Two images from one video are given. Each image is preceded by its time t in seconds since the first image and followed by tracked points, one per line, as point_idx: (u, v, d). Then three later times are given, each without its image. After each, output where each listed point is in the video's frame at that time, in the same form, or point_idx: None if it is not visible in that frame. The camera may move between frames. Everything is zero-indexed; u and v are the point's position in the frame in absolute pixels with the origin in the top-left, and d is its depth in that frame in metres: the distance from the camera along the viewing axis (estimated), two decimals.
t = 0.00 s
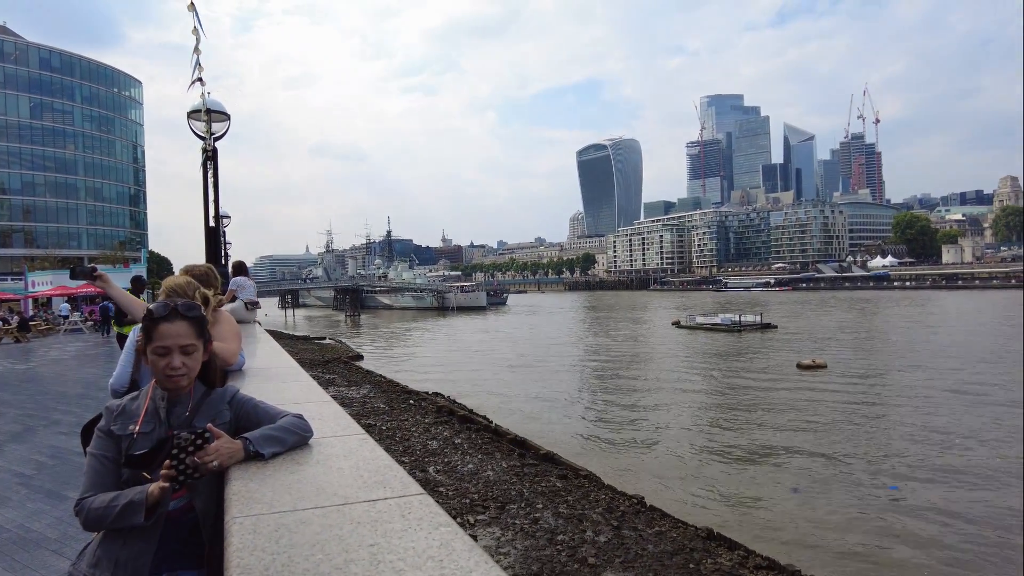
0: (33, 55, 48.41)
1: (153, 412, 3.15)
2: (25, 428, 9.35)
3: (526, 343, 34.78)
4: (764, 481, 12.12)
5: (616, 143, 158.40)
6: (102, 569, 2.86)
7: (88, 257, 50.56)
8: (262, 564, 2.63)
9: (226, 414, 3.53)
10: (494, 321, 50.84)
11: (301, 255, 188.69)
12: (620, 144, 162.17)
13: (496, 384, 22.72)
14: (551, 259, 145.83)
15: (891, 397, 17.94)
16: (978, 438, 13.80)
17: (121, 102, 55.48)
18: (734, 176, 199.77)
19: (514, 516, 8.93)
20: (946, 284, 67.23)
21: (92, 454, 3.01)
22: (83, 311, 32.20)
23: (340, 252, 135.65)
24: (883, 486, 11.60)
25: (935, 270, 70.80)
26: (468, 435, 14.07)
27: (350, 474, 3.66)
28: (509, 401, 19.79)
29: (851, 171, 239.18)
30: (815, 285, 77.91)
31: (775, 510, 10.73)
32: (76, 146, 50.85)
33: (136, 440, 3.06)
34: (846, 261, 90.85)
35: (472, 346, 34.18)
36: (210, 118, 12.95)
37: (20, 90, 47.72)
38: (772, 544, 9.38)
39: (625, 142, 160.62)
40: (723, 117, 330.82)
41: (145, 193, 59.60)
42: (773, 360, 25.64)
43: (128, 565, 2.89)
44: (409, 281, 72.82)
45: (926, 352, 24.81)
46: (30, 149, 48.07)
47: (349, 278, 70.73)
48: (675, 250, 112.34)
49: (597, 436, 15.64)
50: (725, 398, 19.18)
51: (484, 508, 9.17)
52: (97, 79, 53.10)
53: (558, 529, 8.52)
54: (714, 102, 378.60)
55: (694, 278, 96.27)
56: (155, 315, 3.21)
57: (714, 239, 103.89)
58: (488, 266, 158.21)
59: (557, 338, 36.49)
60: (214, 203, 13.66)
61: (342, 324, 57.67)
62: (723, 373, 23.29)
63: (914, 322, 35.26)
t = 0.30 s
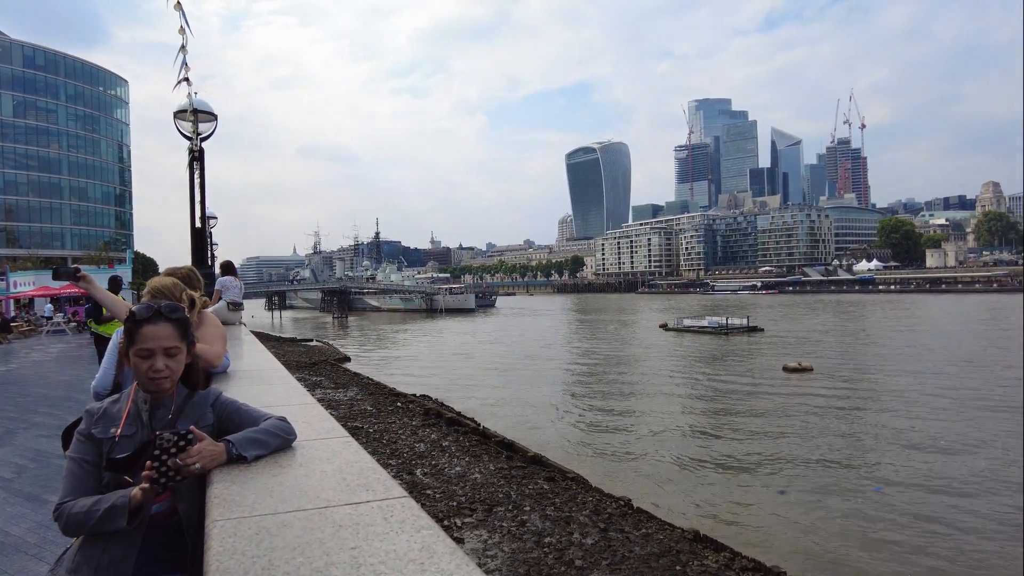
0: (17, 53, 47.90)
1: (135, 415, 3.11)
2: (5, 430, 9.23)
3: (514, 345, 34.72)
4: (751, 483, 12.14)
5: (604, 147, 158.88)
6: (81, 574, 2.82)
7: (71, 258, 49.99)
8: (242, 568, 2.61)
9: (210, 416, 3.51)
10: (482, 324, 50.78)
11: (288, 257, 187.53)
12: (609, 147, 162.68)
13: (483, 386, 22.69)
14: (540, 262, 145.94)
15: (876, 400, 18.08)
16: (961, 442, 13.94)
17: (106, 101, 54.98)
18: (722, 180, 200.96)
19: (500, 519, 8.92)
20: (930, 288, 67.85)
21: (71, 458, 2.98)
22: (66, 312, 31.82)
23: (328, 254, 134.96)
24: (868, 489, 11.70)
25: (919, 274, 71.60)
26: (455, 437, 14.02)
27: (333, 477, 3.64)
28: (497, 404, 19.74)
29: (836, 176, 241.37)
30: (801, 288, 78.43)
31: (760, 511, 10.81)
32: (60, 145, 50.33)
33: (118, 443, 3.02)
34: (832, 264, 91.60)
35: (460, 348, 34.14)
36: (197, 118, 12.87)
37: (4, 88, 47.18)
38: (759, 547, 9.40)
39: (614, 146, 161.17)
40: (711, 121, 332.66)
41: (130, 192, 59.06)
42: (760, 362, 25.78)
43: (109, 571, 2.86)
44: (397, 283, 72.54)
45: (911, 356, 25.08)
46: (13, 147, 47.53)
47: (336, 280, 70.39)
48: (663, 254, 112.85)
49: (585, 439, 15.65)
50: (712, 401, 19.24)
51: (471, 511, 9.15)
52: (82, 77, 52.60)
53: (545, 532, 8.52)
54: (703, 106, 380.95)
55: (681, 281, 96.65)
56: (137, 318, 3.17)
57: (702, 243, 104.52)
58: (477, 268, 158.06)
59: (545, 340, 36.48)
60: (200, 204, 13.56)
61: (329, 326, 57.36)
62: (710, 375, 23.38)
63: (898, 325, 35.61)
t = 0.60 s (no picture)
0: None
1: (110, 418, 3.07)
2: None
3: (497, 347, 34.71)
4: (732, 484, 12.27)
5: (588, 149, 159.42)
6: None
7: (47, 257, 49.09)
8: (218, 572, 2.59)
9: (187, 419, 3.46)
10: (465, 326, 50.69)
11: (269, 258, 185.75)
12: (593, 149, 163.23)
13: (466, 388, 22.66)
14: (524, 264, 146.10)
15: (856, 402, 18.31)
16: (937, 444, 14.17)
17: (84, 98, 54.13)
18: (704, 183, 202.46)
19: (483, 521, 8.91)
20: (907, 291, 68.85)
21: (43, 461, 2.92)
22: (42, 313, 31.23)
23: (311, 255, 133.96)
24: (848, 489, 11.86)
25: (897, 278, 72.64)
26: (438, 439, 13.98)
27: (312, 480, 3.62)
28: (481, 406, 19.71)
29: (817, 180, 244.28)
30: (782, 291, 79.25)
31: (742, 511, 10.92)
32: (36, 142, 49.43)
33: (92, 447, 2.99)
34: (812, 267, 92.62)
35: (443, 350, 34.05)
36: (177, 116, 12.73)
37: None
38: (740, 547, 9.49)
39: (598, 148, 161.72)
40: (693, 125, 335.53)
41: (109, 192, 58.13)
42: (742, 364, 25.98)
43: None
44: (380, 285, 72.18)
45: (889, 358, 25.45)
46: None
47: (319, 281, 69.84)
48: (646, 256, 113.46)
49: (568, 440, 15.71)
50: (694, 403, 19.35)
51: (453, 513, 9.13)
52: (59, 74, 51.76)
53: (527, 534, 8.52)
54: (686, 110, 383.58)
55: (664, 283, 97.22)
56: (114, 319, 3.12)
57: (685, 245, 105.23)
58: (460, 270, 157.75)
59: (528, 342, 36.52)
60: (180, 203, 13.41)
61: (311, 327, 56.88)
62: (691, 377, 23.58)
63: (876, 328, 36.14)
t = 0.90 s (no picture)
0: None
1: (82, 421, 3.02)
2: None
3: (478, 349, 34.67)
4: (712, 485, 12.40)
5: (570, 152, 160.21)
6: None
7: (18, 258, 48.03)
8: None
9: (162, 422, 3.41)
10: (446, 327, 50.51)
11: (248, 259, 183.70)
12: (575, 152, 163.87)
13: (447, 390, 22.60)
14: (506, 266, 146.11)
15: (833, 404, 18.57)
16: (912, 446, 14.42)
17: (59, 95, 53.21)
18: (684, 186, 204.15)
19: (464, 523, 8.91)
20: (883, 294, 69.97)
21: (11, 465, 2.87)
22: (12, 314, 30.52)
23: (291, 257, 132.71)
24: (826, 490, 12.00)
25: (873, 280, 73.78)
26: (419, 442, 13.92)
27: (288, 483, 3.59)
28: (461, 408, 19.66)
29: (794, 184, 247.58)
30: (761, 294, 80.11)
31: (720, 512, 11.02)
32: (8, 139, 48.42)
33: (63, 450, 2.94)
34: (790, 270, 93.80)
35: (424, 352, 33.91)
36: (154, 115, 12.55)
37: None
38: (719, 548, 9.57)
39: (580, 151, 162.49)
40: (674, 129, 338.33)
41: (84, 191, 57.12)
42: (721, 366, 26.23)
43: None
44: (361, 286, 71.72)
45: (865, 360, 25.88)
46: None
47: (299, 282, 69.26)
48: (627, 258, 114.07)
49: (550, 441, 15.74)
50: (674, 404, 19.46)
51: (434, 515, 9.10)
52: (31, 71, 50.80)
53: (509, 535, 8.53)
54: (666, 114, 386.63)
55: (645, 286, 97.76)
56: (89, 320, 3.06)
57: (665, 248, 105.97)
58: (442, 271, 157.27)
59: (509, 344, 36.53)
60: (157, 202, 13.22)
61: (291, 328, 56.39)
62: (671, 378, 23.76)
63: (851, 330, 36.70)
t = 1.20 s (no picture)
0: None
1: (50, 425, 2.96)
2: None
3: (458, 351, 34.62)
4: (691, 485, 12.51)
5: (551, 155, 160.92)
6: None
7: None
8: None
9: (134, 425, 3.36)
10: (426, 329, 50.28)
11: (225, 260, 181.35)
12: (555, 155, 164.61)
13: (427, 392, 22.48)
14: (486, 267, 146.11)
15: (809, 405, 18.84)
16: (886, 445, 14.70)
17: (29, 91, 52.14)
18: (663, 189, 205.75)
19: (444, 526, 8.87)
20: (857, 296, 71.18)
21: None
22: None
23: (268, 258, 131.35)
24: (803, 490, 12.12)
25: (847, 283, 74.97)
26: (398, 444, 13.84)
27: (263, 487, 3.55)
28: (441, 410, 19.60)
29: (770, 188, 250.87)
30: (738, 296, 81.03)
31: (698, 513, 11.10)
32: None
33: (30, 456, 2.89)
34: (767, 273, 95.03)
35: (403, 354, 33.72)
36: (129, 114, 12.36)
37: None
38: (698, 549, 9.63)
39: (560, 154, 163.24)
40: (654, 133, 341.10)
41: (55, 190, 56.00)
42: (699, 367, 26.48)
43: None
44: (340, 287, 71.21)
45: (840, 361, 26.31)
46: None
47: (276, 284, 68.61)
48: (607, 261, 114.67)
49: (530, 443, 15.76)
50: (653, 406, 19.57)
51: (413, 519, 9.06)
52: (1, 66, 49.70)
53: (488, 538, 8.51)
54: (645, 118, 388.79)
55: (625, 288, 98.37)
56: (58, 322, 3.00)
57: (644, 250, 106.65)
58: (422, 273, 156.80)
59: (489, 346, 36.51)
60: (131, 202, 12.98)
61: (268, 330, 55.67)
62: (650, 380, 23.93)
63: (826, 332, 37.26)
